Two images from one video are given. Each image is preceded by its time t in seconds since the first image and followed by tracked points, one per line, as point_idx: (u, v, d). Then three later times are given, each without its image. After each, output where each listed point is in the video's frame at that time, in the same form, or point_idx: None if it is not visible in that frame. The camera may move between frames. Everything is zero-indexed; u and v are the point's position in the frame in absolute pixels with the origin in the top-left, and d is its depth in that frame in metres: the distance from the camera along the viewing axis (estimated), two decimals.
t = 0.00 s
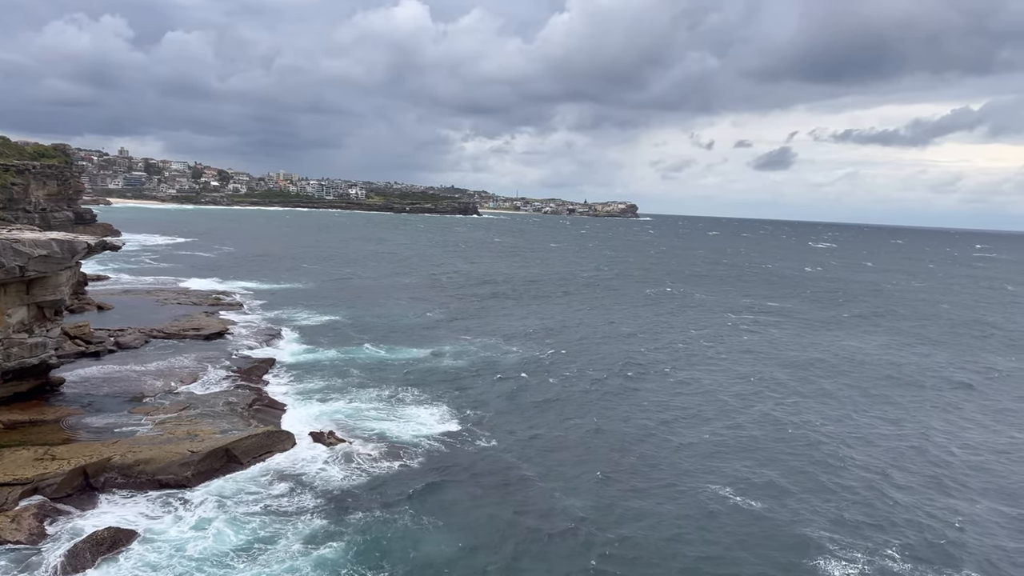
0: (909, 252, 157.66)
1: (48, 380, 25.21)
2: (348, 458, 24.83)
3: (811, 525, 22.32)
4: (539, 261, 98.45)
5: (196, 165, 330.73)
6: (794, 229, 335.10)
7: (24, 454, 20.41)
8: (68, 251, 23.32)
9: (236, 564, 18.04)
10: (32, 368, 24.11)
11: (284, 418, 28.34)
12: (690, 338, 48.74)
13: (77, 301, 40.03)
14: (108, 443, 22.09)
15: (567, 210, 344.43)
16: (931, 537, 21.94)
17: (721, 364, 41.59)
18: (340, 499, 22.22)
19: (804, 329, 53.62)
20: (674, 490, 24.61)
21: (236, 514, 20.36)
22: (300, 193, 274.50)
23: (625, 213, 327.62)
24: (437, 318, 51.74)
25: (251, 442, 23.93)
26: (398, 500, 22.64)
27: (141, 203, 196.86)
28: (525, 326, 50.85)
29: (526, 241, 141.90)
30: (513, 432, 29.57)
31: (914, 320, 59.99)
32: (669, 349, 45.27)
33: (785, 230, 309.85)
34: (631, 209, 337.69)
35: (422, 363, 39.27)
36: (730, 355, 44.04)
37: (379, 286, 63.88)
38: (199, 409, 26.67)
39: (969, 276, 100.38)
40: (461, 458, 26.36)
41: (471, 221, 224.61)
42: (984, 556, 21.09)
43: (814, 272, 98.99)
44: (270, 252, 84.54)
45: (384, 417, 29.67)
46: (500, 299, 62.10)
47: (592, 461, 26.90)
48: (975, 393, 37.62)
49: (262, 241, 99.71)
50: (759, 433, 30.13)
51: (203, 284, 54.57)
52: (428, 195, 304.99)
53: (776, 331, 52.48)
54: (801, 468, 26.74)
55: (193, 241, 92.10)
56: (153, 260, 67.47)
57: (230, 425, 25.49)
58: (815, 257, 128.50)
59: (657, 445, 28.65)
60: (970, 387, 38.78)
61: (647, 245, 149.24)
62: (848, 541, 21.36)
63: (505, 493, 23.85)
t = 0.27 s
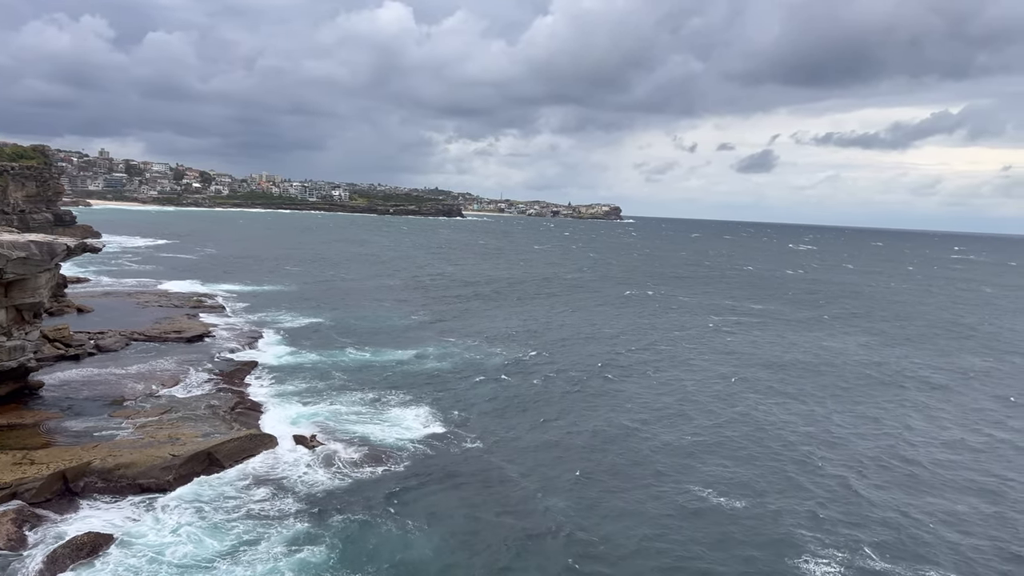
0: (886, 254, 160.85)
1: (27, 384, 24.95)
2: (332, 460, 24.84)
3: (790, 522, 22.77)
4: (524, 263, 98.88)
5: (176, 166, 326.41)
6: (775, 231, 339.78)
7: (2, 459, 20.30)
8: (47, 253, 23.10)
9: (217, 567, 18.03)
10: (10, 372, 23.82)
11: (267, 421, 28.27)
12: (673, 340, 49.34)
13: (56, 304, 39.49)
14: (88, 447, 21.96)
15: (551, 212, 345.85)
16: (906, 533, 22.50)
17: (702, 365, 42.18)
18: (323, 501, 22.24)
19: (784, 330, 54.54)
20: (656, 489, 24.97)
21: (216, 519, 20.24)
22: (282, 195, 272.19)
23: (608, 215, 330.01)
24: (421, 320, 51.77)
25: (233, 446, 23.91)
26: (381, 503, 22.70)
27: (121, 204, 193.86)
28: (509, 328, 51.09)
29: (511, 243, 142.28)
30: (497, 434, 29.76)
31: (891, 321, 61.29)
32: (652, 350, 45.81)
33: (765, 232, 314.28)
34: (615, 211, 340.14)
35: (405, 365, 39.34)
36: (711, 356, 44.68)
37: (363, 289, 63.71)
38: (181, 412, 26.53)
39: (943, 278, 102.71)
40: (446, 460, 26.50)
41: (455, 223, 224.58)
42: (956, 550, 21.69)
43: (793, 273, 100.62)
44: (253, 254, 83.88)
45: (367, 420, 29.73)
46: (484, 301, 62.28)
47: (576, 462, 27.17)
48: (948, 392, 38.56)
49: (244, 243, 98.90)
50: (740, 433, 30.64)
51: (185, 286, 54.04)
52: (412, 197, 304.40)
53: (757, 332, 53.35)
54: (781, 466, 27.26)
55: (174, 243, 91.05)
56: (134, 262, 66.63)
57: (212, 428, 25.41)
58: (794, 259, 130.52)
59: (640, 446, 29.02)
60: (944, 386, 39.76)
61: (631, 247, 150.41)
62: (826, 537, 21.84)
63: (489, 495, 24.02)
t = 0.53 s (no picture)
0: (863, 256, 163.97)
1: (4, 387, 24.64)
2: (315, 462, 24.85)
3: (767, 520, 23.23)
4: (508, 264, 99.17)
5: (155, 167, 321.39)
6: (756, 233, 344.35)
7: None
8: (25, 255, 22.85)
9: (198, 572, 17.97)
10: None
11: (249, 424, 28.12)
12: (655, 341, 49.92)
13: (34, 306, 38.86)
14: (67, 451, 21.79)
15: (534, 214, 347.04)
16: (880, 529, 23.06)
17: (684, 366, 42.76)
18: (306, 504, 22.23)
19: (763, 331, 55.45)
20: (638, 489, 25.32)
21: (195, 524, 20.10)
22: (264, 196, 269.47)
23: (591, 216, 332.27)
24: (405, 322, 51.77)
25: (214, 449, 23.92)
26: (364, 505, 22.75)
27: (98, 205, 190.52)
28: (493, 330, 51.30)
29: (495, 244, 142.56)
30: (481, 436, 29.92)
31: (868, 322, 62.51)
32: (635, 351, 46.31)
33: (746, 234, 318.29)
34: (599, 213, 342.19)
35: (389, 367, 39.37)
36: (692, 357, 45.31)
37: (346, 291, 63.48)
38: (162, 415, 26.39)
39: (918, 280, 104.96)
40: (429, 461, 26.62)
41: (440, 224, 224.36)
42: (928, 545, 22.27)
43: (774, 275, 102.15)
44: (235, 256, 83.08)
45: (349, 423, 29.75)
46: (469, 303, 62.43)
47: (559, 462, 27.44)
48: (923, 391, 39.50)
49: (227, 245, 97.89)
50: (720, 433, 31.16)
51: (165, 288, 53.41)
52: (396, 199, 303.24)
53: (737, 333, 54.19)
54: (760, 465, 27.77)
55: (153, 245, 89.88)
56: (113, 263, 65.65)
57: (193, 431, 25.35)
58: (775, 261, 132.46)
59: (622, 445, 29.40)
60: (919, 385, 40.71)
61: (614, 249, 151.58)
62: (802, 534, 22.34)
63: (473, 496, 24.20)
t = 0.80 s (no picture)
0: (842, 257, 166.91)
1: None
2: (298, 464, 24.87)
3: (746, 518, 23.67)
4: (492, 265, 99.41)
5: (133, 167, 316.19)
6: (737, 234, 348.54)
7: None
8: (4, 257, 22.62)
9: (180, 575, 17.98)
10: None
11: (231, 426, 28.04)
12: (637, 341, 50.50)
13: (11, 308, 38.26)
14: (46, 454, 21.62)
15: (518, 215, 347.63)
16: (854, 524, 23.63)
17: (666, 366, 43.38)
18: (290, 507, 22.26)
19: (744, 332, 56.34)
20: (619, 488, 25.68)
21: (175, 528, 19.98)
22: (245, 197, 266.50)
23: (575, 218, 333.94)
24: (390, 323, 51.76)
25: (196, 452, 24.01)
26: (347, 507, 22.81)
27: (74, 205, 187.04)
28: (477, 331, 51.51)
29: (480, 245, 142.78)
30: (465, 437, 30.11)
31: (846, 322, 63.72)
32: (617, 352, 46.82)
33: (728, 235, 322.15)
34: (583, 215, 343.91)
35: (373, 368, 39.41)
36: (674, 357, 45.98)
37: (330, 292, 63.24)
38: (143, 418, 26.28)
39: (895, 281, 107.07)
40: (414, 463, 26.75)
41: (424, 226, 224.06)
42: (901, 539, 22.86)
43: (755, 276, 103.59)
44: (216, 257, 82.23)
45: (333, 425, 29.78)
46: (453, 304, 62.55)
47: (542, 463, 27.72)
48: (898, 391, 40.43)
49: (208, 245, 96.75)
50: (700, 432, 31.69)
51: (145, 289, 52.78)
52: (379, 200, 301.85)
53: (718, 334, 54.99)
54: (739, 463, 28.28)
55: (133, 245, 88.73)
56: (91, 264, 64.69)
57: (174, 434, 25.27)
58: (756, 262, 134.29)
59: (605, 445, 29.75)
60: (894, 385, 41.68)
61: (598, 250, 152.62)
62: (780, 529, 22.83)
63: (456, 497, 24.37)
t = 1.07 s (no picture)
0: (820, 258, 169.77)
1: None
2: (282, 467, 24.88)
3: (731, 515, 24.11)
4: (477, 266, 99.59)
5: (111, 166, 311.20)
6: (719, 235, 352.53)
7: None
8: None
9: None
10: None
11: (213, 428, 27.97)
12: (621, 342, 51.03)
13: None
14: (25, 457, 21.59)
15: (503, 216, 348.04)
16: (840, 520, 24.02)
17: (649, 367, 43.91)
18: (275, 509, 22.26)
19: (725, 332, 57.19)
20: (607, 488, 25.99)
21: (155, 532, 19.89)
22: (227, 197, 263.57)
23: (559, 219, 335.32)
24: (374, 325, 51.72)
25: (178, 454, 24.02)
26: (331, 509, 22.81)
27: (51, 204, 183.69)
28: (463, 332, 51.65)
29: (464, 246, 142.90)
30: (452, 438, 30.23)
31: (824, 322, 64.95)
32: (602, 353, 47.29)
33: (710, 236, 325.58)
34: (567, 215, 345.17)
35: (358, 369, 39.43)
36: (656, 357, 46.56)
37: (314, 293, 62.94)
38: (124, 421, 26.20)
39: (871, 281, 109.30)
40: (398, 465, 26.84)
41: (407, 226, 223.44)
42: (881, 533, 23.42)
43: (736, 277, 104.98)
44: (198, 258, 81.44)
45: (316, 427, 29.78)
46: (438, 305, 62.61)
47: (526, 463, 27.94)
48: (875, 389, 41.39)
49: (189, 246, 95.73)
50: (682, 432, 32.15)
51: (125, 290, 52.23)
52: (363, 200, 300.27)
53: (700, 334, 55.78)
54: (724, 461, 28.75)
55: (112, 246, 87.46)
56: (70, 265, 63.81)
57: (156, 436, 25.20)
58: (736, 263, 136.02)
59: (590, 445, 30.12)
60: (871, 383, 42.68)
61: (583, 250, 153.53)
62: (768, 525, 23.31)
63: (445, 498, 24.52)
